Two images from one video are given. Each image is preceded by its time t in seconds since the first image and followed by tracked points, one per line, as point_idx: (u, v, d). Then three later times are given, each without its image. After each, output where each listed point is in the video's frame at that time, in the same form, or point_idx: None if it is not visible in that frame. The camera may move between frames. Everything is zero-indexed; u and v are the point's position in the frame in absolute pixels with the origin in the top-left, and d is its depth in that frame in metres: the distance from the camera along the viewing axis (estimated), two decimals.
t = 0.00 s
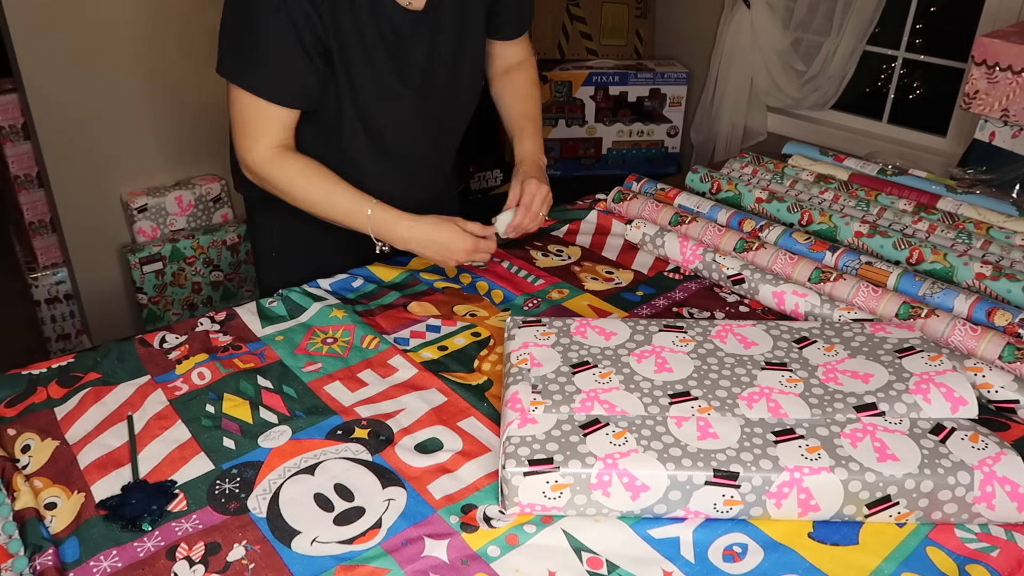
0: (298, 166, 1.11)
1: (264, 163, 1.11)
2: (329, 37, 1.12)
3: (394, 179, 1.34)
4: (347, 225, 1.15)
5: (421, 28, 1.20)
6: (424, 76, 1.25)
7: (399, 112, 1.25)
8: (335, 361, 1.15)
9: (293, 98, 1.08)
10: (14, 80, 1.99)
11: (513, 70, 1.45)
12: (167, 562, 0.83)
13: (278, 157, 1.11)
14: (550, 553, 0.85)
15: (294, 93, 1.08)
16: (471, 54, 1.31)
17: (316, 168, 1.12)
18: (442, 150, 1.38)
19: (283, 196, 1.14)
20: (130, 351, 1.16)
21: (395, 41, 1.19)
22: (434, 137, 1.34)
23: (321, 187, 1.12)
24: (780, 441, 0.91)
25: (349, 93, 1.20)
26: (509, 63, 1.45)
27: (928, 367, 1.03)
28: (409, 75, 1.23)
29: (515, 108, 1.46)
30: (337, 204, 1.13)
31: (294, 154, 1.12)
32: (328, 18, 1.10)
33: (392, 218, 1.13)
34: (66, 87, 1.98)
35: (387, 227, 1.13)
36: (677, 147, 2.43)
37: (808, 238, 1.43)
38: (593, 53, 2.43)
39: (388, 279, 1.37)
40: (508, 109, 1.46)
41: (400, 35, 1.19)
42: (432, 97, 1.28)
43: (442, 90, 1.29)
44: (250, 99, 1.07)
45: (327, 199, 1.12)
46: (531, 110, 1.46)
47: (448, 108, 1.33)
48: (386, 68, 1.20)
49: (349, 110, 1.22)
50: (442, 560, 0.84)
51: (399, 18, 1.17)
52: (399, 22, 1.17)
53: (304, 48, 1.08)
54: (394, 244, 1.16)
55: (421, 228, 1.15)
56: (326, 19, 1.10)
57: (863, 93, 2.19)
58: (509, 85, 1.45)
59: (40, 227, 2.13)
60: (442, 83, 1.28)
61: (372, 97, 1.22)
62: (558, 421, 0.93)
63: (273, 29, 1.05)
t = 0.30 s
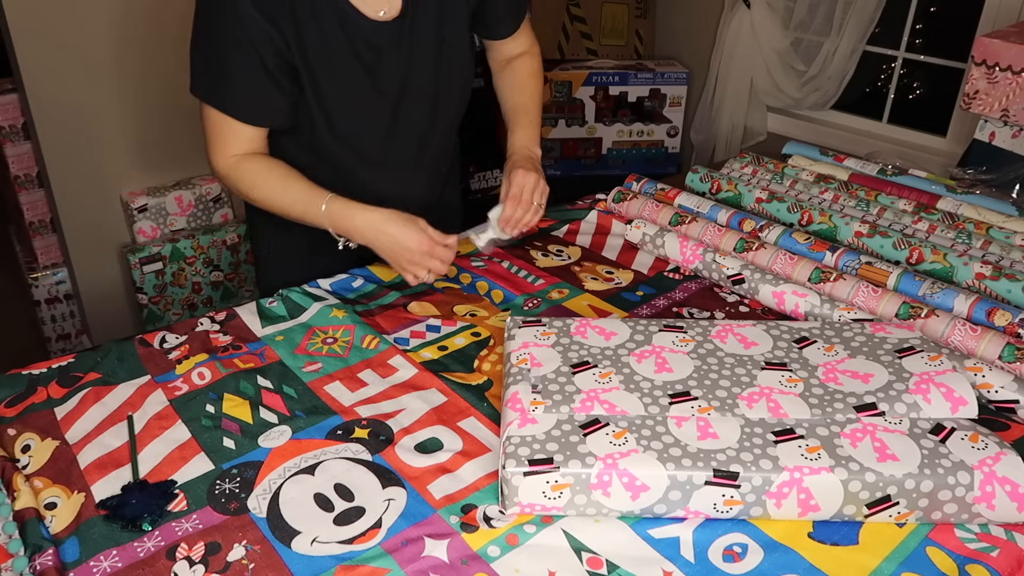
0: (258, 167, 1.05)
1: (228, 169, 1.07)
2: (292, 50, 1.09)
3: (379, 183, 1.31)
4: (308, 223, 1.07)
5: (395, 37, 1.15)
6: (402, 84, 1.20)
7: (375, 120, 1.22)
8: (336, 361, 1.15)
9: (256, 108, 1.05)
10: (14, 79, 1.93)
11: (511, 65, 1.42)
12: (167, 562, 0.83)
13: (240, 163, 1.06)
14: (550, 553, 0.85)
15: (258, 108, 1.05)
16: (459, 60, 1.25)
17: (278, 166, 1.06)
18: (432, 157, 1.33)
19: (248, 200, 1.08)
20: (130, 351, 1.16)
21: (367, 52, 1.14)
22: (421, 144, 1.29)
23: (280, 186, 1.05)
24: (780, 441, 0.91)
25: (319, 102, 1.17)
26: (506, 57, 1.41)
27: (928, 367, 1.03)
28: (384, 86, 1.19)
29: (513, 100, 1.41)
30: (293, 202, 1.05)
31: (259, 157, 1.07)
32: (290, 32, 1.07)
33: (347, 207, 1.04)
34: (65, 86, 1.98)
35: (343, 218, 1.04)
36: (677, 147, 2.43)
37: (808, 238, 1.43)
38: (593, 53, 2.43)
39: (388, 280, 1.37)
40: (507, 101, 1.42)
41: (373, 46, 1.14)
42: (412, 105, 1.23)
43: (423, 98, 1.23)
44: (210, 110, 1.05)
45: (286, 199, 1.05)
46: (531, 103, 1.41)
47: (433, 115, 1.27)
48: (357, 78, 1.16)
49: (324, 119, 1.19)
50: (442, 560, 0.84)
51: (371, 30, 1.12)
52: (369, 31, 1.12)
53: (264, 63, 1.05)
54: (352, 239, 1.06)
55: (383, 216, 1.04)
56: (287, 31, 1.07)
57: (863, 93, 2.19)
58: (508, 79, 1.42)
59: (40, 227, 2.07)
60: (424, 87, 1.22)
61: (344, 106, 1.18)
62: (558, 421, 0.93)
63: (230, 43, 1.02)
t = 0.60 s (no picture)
0: (194, 203, 0.97)
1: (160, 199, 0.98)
2: (250, 85, 0.98)
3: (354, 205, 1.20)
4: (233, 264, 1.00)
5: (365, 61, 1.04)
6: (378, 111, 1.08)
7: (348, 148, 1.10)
8: (335, 361, 1.15)
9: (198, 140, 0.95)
10: (14, 79, 1.91)
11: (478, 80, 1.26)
12: (167, 562, 0.83)
13: (174, 195, 0.98)
14: (550, 553, 0.85)
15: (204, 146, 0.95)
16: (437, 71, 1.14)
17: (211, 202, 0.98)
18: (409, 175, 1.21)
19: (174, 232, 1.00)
20: (129, 351, 1.16)
21: (336, 81, 1.03)
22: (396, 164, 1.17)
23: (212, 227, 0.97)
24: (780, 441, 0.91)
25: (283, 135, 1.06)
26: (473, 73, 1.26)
27: (928, 367, 1.03)
28: (354, 114, 1.06)
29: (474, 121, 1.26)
30: (223, 244, 0.98)
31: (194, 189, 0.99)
32: (244, 65, 0.97)
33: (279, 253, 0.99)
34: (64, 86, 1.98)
35: (272, 267, 0.99)
36: (677, 147, 2.43)
37: (808, 238, 1.43)
38: (593, 53, 2.43)
39: (388, 280, 1.37)
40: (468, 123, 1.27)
41: (341, 73, 1.02)
42: (389, 135, 1.12)
43: (401, 129, 1.12)
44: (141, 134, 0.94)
45: (217, 237, 0.98)
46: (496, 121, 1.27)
47: (413, 141, 1.16)
48: (325, 107, 1.04)
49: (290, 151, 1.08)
50: (442, 560, 0.84)
51: (335, 58, 1.01)
52: (333, 60, 1.01)
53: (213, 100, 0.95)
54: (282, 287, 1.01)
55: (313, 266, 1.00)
56: (242, 69, 0.97)
57: (863, 93, 2.19)
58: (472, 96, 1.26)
59: (40, 227, 2.06)
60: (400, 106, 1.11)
61: (311, 136, 1.07)
62: (558, 421, 0.93)
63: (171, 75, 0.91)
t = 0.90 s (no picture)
0: (256, 335, 0.96)
1: (216, 328, 0.97)
2: (230, 150, 1.00)
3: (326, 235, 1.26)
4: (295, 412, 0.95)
5: (326, 107, 1.07)
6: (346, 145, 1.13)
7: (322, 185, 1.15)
8: (335, 361, 1.15)
9: (213, 236, 0.95)
10: (14, 79, 1.98)
11: (484, 142, 1.16)
12: (167, 562, 0.83)
13: (232, 326, 0.97)
14: (550, 553, 0.85)
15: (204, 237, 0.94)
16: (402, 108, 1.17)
17: (273, 336, 0.97)
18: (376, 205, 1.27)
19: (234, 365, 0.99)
20: (129, 351, 1.16)
21: (303, 130, 1.07)
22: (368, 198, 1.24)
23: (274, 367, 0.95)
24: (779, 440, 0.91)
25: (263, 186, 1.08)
26: (478, 135, 1.17)
27: (928, 367, 1.03)
28: (323, 152, 1.11)
29: (487, 191, 1.15)
30: (287, 387, 0.95)
31: (253, 316, 0.98)
32: (222, 133, 0.99)
33: (346, 408, 0.92)
34: (60, 85, 1.97)
35: (332, 420, 0.92)
36: (677, 147, 2.43)
37: (808, 237, 1.43)
38: (593, 53, 2.44)
39: (388, 280, 1.37)
40: (481, 196, 1.15)
41: (310, 117, 1.06)
42: (359, 166, 1.17)
43: (370, 159, 1.18)
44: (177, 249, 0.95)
45: (276, 373, 0.95)
46: (512, 189, 1.16)
47: (380, 171, 1.21)
48: (296, 156, 1.08)
49: (268, 201, 1.11)
50: (442, 559, 0.84)
51: (299, 104, 1.04)
52: (299, 107, 1.05)
53: (199, 172, 0.96)
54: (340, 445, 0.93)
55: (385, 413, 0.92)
56: (220, 136, 0.99)
57: (863, 93, 2.18)
58: (481, 162, 1.16)
59: (40, 227, 2.11)
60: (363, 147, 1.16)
61: (289, 186, 1.11)
62: (558, 421, 0.93)
63: (156, 160, 0.92)
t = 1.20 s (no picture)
0: (267, 353, 0.98)
1: (227, 346, 0.99)
2: (232, 166, 1.01)
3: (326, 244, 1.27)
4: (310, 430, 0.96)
5: (324, 121, 1.08)
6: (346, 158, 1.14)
7: (322, 197, 1.16)
8: (335, 361, 1.15)
9: (219, 255, 0.96)
10: (14, 79, 1.99)
11: (476, 162, 1.14)
12: (167, 562, 0.83)
13: (243, 344, 0.98)
14: (550, 553, 0.85)
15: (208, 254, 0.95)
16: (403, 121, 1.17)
17: (285, 354, 0.99)
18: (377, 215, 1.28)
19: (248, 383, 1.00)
20: (129, 351, 1.15)
21: (304, 146, 1.08)
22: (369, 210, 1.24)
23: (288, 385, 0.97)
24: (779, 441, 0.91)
25: (263, 199, 1.09)
26: (470, 153, 1.15)
27: (928, 367, 1.03)
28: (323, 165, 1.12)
29: (481, 213, 1.14)
30: (302, 405, 0.96)
31: (263, 334, 0.99)
32: (224, 150, 1.00)
33: (361, 426, 0.93)
34: (59, 86, 1.97)
35: (349, 438, 0.93)
36: (677, 147, 2.43)
37: (808, 237, 1.43)
38: (593, 53, 2.44)
39: (388, 280, 1.37)
40: (476, 219, 1.14)
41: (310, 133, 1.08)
42: (359, 180, 1.18)
43: (370, 172, 1.19)
44: (183, 269, 0.96)
45: (290, 390, 0.96)
46: (506, 208, 1.14)
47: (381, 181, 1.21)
48: (296, 172, 1.10)
49: (269, 215, 1.12)
50: (442, 559, 0.84)
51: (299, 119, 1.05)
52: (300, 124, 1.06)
53: (204, 190, 0.97)
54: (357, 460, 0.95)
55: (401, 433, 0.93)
56: (223, 153, 1.00)
57: (863, 93, 2.18)
58: (474, 181, 1.14)
59: (40, 227, 2.12)
60: (363, 159, 1.16)
61: (289, 200, 1.12)
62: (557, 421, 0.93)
63: (158, 179, 0.94)
